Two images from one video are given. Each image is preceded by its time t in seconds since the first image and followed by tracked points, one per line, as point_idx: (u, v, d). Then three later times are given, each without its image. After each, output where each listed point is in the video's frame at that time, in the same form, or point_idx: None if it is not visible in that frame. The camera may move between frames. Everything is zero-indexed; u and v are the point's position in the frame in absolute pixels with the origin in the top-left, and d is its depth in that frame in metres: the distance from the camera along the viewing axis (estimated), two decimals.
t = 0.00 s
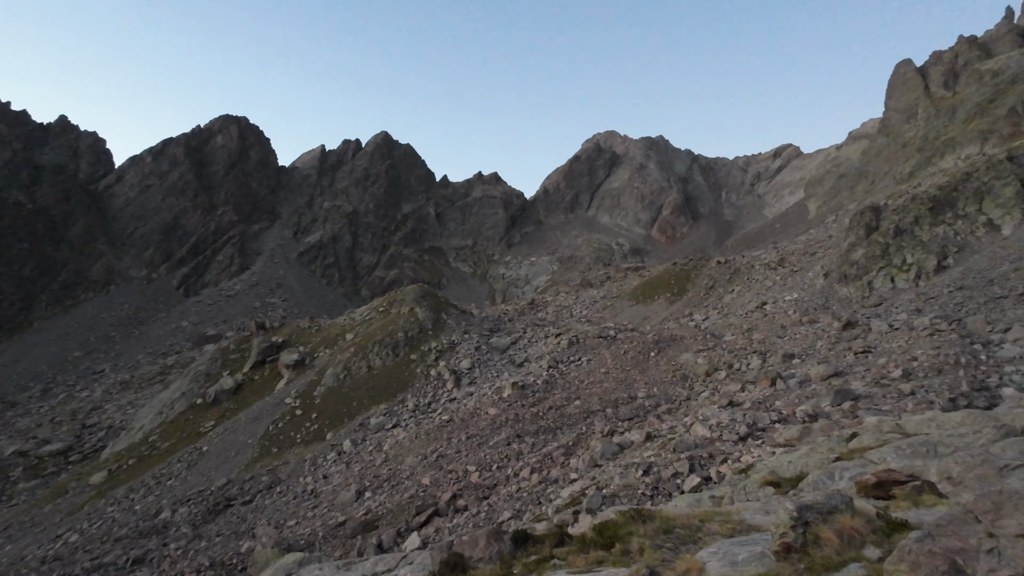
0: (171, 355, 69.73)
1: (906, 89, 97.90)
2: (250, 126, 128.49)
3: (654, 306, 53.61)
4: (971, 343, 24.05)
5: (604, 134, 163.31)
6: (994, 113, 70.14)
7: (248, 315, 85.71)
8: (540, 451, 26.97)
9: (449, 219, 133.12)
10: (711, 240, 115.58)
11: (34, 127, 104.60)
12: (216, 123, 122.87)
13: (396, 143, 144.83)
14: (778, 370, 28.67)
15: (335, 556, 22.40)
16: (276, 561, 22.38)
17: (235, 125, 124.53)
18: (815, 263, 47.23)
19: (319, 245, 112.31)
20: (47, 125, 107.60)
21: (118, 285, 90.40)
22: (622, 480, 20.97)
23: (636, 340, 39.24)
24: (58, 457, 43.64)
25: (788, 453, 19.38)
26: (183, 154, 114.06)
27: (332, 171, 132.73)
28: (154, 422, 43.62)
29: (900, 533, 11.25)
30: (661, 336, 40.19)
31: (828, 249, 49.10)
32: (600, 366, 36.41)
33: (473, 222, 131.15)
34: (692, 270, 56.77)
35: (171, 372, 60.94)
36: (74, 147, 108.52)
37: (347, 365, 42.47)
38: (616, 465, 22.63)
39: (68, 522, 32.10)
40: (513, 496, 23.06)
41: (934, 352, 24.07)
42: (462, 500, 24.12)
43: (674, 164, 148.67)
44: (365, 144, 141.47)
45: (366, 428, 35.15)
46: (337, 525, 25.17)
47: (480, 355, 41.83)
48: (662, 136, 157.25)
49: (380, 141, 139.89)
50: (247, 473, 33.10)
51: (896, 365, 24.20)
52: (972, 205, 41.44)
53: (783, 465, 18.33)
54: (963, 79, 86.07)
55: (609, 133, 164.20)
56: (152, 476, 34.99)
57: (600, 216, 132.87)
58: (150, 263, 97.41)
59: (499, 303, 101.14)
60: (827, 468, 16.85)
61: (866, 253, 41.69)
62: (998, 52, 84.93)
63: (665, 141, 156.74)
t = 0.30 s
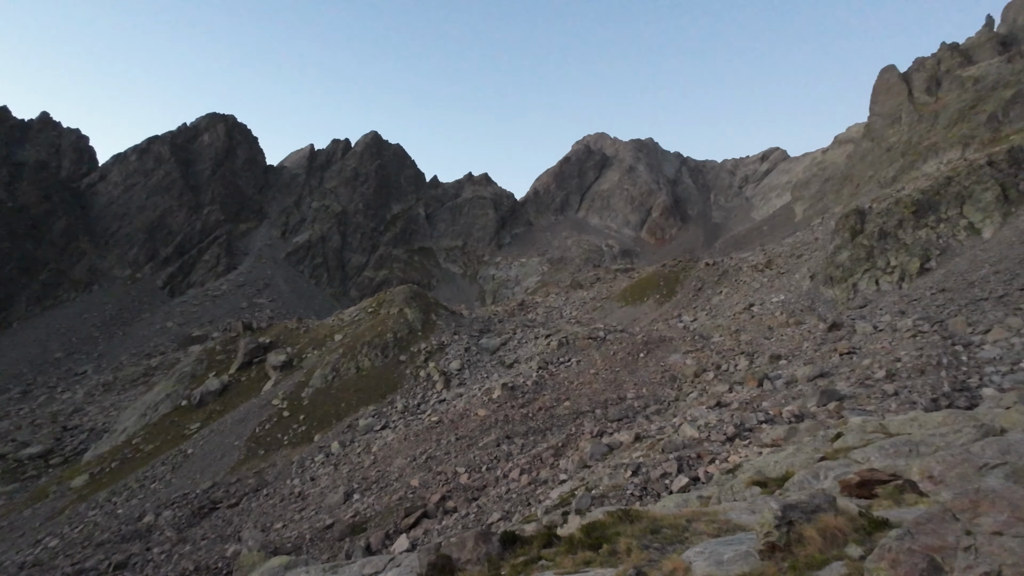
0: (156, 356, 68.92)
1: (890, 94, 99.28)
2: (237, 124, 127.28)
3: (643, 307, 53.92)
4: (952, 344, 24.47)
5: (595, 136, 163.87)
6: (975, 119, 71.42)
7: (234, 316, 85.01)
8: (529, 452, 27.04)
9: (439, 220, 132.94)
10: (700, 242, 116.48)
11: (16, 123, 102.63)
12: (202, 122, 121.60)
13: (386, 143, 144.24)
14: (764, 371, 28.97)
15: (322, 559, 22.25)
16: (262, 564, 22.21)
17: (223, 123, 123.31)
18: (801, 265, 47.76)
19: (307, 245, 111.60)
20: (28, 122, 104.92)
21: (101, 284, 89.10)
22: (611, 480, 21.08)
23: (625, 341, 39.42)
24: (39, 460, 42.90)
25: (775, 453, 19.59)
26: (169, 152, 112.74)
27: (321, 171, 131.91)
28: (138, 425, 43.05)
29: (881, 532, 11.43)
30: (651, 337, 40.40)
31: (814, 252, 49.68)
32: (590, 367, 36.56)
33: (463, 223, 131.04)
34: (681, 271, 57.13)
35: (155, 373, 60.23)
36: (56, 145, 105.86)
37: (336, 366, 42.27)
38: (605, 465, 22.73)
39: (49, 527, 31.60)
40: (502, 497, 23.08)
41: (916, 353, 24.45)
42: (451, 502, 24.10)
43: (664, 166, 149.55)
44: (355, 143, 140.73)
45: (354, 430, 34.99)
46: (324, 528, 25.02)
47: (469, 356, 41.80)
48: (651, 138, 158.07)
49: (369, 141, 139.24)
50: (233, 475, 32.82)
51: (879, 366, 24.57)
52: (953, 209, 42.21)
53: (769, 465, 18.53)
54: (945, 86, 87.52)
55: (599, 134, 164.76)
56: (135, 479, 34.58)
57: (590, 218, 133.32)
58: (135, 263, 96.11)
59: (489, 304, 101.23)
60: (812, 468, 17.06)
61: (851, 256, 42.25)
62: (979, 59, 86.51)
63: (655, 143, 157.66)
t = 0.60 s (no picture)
0: (144, 357, 68.35)
1: (878, 98, 100.30)
2: (228, 123, 126.38)
3: (635, 308, 54.14)
4: (939, 345, 24.78)
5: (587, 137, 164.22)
6: (962, 123, 72.27)
7: (224, 316, 84.50)
8: (521, 453, 27.08)
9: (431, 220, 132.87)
10: (692, 243, 117.16)
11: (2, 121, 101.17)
12: (192, 120, 120.61)
13: (379, 142, 143.79)
14: (755, 371, 29.17)
15: (313, 561, 22.16)
16: (252, 567, 22.08)
17: (213, 122, 122.40)
18: (791, 267, 48.15)
19: (299, 245, 111.05)
20: (14, 119, 103.23)
21: (88, 284, 88.13)
22: (602, 481, 21.15)
23: (618, 342, 39.55)
24: (24, 462, 42.40)
25: (765, 453, 19.72)
26: (158, 151, 111.72)
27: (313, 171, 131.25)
28: (125, 426, 42.66)
29: (868, 531, 11.55)
30: (643, 338, 40.56)
31: (804, 254, 50.10)
32: (582, 368, 36.64)
33: (456, 224, 130.97)
34: (673, 273, 57.39)
35: (144, 374, 59.69)
36: (43, 142, 104.25)
37: (327, 367, 42.08)
38: (597, 466, 22.80)
39: (34, 530, 31.24)
40: (494, 498, 23.09)
41: (904, 354, 24.72)
42: (443, 503, 24.08)
43: (656, 167, 150.14)
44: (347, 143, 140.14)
45: (346, 431, 34.87)
46: (315, 530, 24.93)
47: (462, 357, 41.76)
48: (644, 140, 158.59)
49: (362, 141, 138.74)
50: (222, 477, 32.60)
51: (868, 367, 24.82)
52: (940, 212, 42.74)
53: (759, 466, 18.66)
54: (933, 90, 88.52)
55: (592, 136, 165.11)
56: (123, 481, 34.26)
57: (583, 219, 133.65)
58: (123, 263, 95.17)
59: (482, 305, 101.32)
60: (802, 468, 17.20)
61: (841, 258, 42.64)
62: (966, 64, 87.59)
63: (647, 145, 158.26)
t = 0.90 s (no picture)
0: (137, 357, 67.97)
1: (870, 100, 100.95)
2: (222, 122, 125.75)
3: (630, 309, 54.27)
4: (931, 346, 24.96)
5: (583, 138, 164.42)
6: (953, 126, 72.89)
7: (218, 316, 84.22)
8: (516, 453, 27.08)
9: (426, 221, 132.77)
10: (686, 244, 117.63)
11: None
12: (186, 119, 119.99)
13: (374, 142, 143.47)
14: (749, 372, 29.29)
15: (307, 563, 22.09)
16: (246, 568, 21.97)
17: (207, 121, 121.79)
18: (785, 268, 48.40)
19: (293, 245, 110.69)
20: (5, 117, 102.21)
21: (80, 284, 87.48)
22: (597, 482, 21.17)
23: (613, 342, 39.61)
24: (14, 463, 42.05)
25: (759, 453, 19.81)
26: (151, 150, 111.03)
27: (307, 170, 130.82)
28: (117, 427, 42.38)
29: (859, 531, 11.61)
30: (637, 339, 40.67)
31: (798, 255, 50.37)
32: (577, 369, 36.68)
33: (451, 224, 130.91)
34: (667, 274, 57.52)
35: (136, 375, 59.32)
36: (34, 141, 103.30)
37: (322, 367, 41.96)
38: (592, 466, 22.85)
39: (24, 532, 30.99)
40: (489, 499, 23.08)
41: (896, 355, 24.88)
42: (437, 504, 24.08)
43: (651, 168, 150.53)
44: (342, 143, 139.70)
45: (340, 432, 34.77)
46: (309, 531, 24.86)
47: (457, 358, 41.73)
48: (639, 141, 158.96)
49: (357, 141, 138.36)
50: (215, 479, 32.44)
51: (861, 367, 24.98)
52: (932, 213, 43.09)
53: (753, 466, 18.75)
54: (924, 93, 89.23)
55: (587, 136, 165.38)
56: (115, 482, 34.05)
57: (578, 220, 133.90)
58: (116, 262, 94.53)
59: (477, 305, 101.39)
60: (795, 468, 17.29)
61: (834, 259, 42.90)
62: (957, 67, 88.29)
63: (642, 146, 158.64)
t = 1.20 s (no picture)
0: (132, 359, 67.74)
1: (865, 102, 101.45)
2: (218, 123, 125.49)
3: (627, 310, 54.33)
4: (926, 347, 25.07)
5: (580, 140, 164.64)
6: (948, 128, 73.30)
7: (214, 317, 84.02)
8: (513, 455, 27.08)
9: (423, 222, 132.68)
10: (683, 246, 117.88)
11: None
12: (182, 120, 119.75)
13: (371, 143, 143.35)
14: (745, 373, 29.36)
15: (303, 565, 22.03)
16: (241, 571, 21.87)
17: (203, 122, 121.56)
18: (781, 269, 48.55)
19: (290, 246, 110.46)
20: None
21: (75, 285, 87.08)
22: (594, 483, 21.19)
23: (610, 344, 39.65)
24: (8, 465, 41.84)
25: (755, 454, 19.87)
26: (147, 150, 110.70)
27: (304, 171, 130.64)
28: (113, 429, 42.19)
29: (854, 532, 11.66)
30: (634, 340, 40.73)
31: (794, 256, 50.54)
32: (574, 370, 36.71)
33: (448, 225, 130.86)
34: (664, 275, 57.60)
35: (131, 377, 59.11)
36: (29, 141, 102.80)
37: (319, 369, 41.88)
38: (589, 467, 22.88)
39: (17, 535, 30.81)
40: (486, 501, 23.06)
41: (892, 356, 24.99)
42: (435, 506, 24.06)
43: (648, 170, 150.77)
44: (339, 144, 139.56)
45: (336, 434, 34.70)
46: (305, 533, 24.80)
47: (454, 359, 41.70)
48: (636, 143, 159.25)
49: (354, 142, 138.22)
50: (212, 480, 32.34)
51: (856, 368, 25.07)
52: (927, 216, 43.29)
53: (750, 466, 18.81)
54: (919, 95, 89.73)
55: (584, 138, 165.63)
56: (110, 484, 33.90)
57: (575, 221, 134.07)
58: (111, 264, 94.13)
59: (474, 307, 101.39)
60: (791, 469, 17.35)
61: (830, 261, 43.05)
62: (952, 70, 88.79)
63: (639, 148, 158.91)
